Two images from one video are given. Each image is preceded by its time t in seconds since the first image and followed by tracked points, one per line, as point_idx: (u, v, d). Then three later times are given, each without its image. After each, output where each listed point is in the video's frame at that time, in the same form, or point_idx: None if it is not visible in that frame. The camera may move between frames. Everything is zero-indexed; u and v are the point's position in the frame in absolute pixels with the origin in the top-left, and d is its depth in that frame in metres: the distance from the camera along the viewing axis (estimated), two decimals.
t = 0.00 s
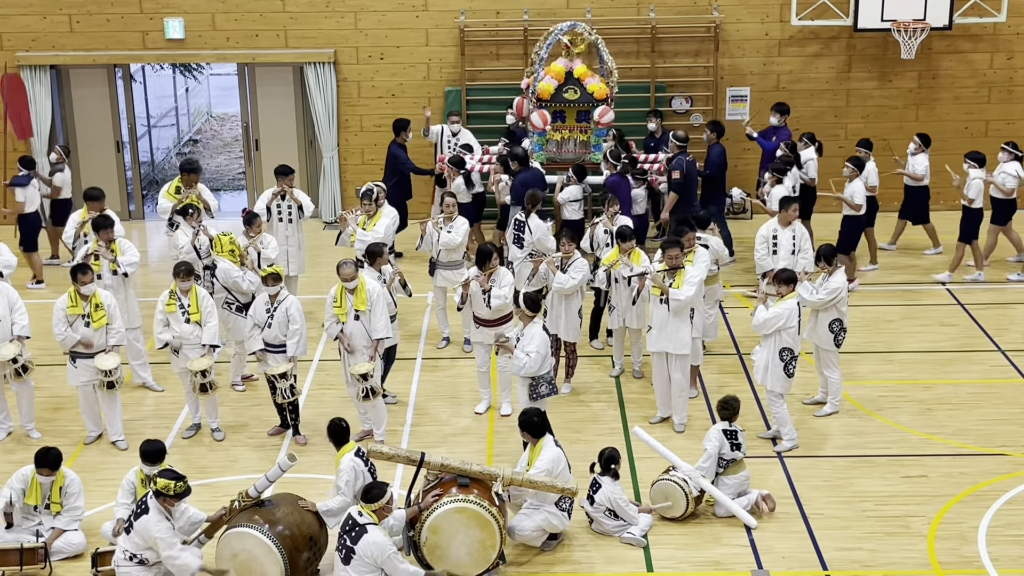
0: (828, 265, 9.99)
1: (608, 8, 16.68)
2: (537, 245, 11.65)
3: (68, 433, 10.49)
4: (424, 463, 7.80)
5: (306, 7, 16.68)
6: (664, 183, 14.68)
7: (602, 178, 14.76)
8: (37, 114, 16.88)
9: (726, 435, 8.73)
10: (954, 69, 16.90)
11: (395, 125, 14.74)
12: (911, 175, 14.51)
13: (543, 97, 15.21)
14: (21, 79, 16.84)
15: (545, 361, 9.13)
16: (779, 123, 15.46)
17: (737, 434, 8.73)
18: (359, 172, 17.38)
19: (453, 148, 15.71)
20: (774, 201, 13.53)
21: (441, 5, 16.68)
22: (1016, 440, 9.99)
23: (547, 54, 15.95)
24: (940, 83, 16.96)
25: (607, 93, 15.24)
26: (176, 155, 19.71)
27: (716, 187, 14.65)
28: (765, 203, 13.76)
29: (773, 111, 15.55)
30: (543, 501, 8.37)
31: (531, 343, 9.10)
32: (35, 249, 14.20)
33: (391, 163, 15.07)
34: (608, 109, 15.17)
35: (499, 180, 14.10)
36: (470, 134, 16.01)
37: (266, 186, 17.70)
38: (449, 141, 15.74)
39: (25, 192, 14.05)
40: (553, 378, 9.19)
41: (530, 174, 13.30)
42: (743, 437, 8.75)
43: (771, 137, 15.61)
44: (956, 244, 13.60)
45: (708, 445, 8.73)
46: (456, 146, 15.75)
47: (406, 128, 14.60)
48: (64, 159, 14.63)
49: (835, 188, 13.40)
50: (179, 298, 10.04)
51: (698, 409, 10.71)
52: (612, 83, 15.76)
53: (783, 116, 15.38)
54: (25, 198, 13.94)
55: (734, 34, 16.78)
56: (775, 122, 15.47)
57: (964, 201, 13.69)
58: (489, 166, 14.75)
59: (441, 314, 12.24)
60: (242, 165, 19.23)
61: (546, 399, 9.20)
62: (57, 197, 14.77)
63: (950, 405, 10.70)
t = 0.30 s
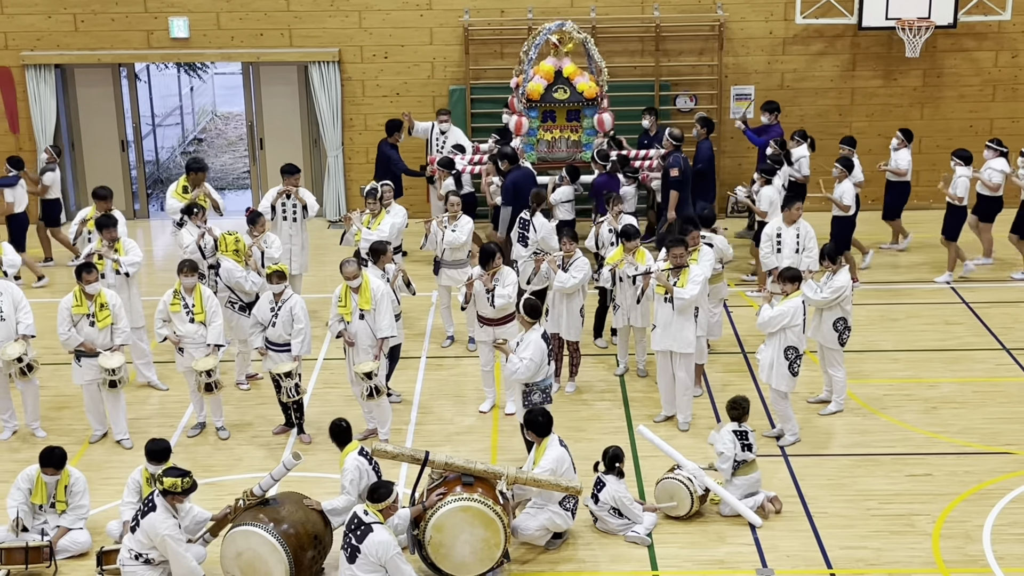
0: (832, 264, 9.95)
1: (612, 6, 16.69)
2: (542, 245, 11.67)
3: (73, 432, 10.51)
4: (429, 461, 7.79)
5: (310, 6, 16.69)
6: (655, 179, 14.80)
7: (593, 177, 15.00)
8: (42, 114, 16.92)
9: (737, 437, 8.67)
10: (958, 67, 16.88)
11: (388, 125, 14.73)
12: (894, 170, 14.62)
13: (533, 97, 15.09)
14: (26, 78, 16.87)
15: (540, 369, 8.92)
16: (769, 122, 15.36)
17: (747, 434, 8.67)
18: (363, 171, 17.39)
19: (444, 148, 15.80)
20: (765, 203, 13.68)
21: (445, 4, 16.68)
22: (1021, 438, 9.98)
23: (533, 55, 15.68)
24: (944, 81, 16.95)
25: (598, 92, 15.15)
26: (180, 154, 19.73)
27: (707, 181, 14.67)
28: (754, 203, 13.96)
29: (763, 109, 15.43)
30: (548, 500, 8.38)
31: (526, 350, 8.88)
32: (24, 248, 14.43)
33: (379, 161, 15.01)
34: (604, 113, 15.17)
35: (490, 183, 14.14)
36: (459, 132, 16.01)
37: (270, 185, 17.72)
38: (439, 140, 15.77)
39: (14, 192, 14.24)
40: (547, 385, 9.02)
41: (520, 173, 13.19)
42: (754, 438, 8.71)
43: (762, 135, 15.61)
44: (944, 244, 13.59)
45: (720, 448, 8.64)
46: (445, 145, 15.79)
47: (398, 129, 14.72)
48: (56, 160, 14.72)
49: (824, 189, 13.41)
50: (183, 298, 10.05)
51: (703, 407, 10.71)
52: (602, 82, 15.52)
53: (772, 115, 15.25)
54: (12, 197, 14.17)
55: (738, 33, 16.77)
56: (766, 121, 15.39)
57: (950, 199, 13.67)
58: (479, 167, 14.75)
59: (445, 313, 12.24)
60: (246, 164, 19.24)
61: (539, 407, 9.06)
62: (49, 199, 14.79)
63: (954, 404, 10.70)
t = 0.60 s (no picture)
0: (837, 263, 9.97)
1: (617, 6, 16.69)
2: (547, 244, 11.67)
3: (79, 432, 10.52)
4: (434, 461, 7.79)
5: (315, 6, 16.69)
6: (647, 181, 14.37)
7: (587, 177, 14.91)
8: (47, 113, 16.94)
9: (748, 445, 8.68)
10: (963, 66, 16.87)
11: (378, 125, 14.47)
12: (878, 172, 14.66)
13: (526, 96, 14.67)
14: (31, 78, 16.88)
15: (543, 374, 8.89)
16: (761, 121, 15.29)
17: (760, 441, 8.68)
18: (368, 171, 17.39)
19: (435, 150, 15.58)
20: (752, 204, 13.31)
21: (450, 3, 16.68)
22: None
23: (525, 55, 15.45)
24: (950, 80, 16.93)
25: (590, 92, 14.79)
26: (185, 154, 19.74)
27: (702, 180, 14.45)
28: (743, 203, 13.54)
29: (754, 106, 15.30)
30: (553, 500, 8.36)
31: (529, 356, 8.86)
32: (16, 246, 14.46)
33: (367, 160, 14.78)
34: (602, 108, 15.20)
35: (483, 181, 14.02)
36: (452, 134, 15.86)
37: (274, 185, 17.72)
38: (432, 142, 15.60)
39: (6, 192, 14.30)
40: (550, 390, 9.00)
41: (514, 174, 12.98)
42: (768, 444, 8.68)
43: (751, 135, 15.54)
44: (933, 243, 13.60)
45: (730, 456, 8.74)
46: (438, 146, 15.61)
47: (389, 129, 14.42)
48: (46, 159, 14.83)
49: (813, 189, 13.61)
50: (188, 298, 10.07)
51: (708, 407, 10.70)
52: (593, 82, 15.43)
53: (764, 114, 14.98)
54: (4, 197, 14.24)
55: (743, 32, 16.75)
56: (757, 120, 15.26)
57: (937, 199, 13.73)
58: (470, 167, 14.53)
59: (450, 313, 12.24)
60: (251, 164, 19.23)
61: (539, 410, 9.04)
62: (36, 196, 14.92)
63: (960, 404, 10.68)
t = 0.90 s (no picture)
0: (841, 263, 9.98)
1: (620, 6, 16.67)
2: (552, 243, 11.67)
3: (83, 432, 10.52)
4: (438, 461, 7.80)
5: (319, 6, 16.70)
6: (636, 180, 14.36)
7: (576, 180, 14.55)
8: (52, 114, 16.96)
9: (762, 452, 8.60)
10: (968, 66, 16.85)
11: (369, 127, 14.37)
12: (863, 172, 14.66)
13: (513, 98, 14.67)
14: (35, 78, 16.89)
15: (550, 374, 8.92)
16: (751, 118, 15.15)
17: (773, 448, 8.57)
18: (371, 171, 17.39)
19: (424, 153, 15.58)
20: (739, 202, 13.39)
21: (453, 4, 16.69)
22: None
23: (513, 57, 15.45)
24: (954, 80, 16.91)
25: (578, 93, 14.81)
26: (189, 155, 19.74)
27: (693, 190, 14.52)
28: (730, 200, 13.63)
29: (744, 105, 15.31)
30: (558, 500, 8.36)
31: (538, 355, 8.90)
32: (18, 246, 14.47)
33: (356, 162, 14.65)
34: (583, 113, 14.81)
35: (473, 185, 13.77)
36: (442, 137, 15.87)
37: (278, 185, 17.73)
38: (421, 145, 15.59)
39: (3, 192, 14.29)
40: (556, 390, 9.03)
41: (504, 174, 12.97)
42: (781, 451, 8.57)
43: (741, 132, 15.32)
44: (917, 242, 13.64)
45: (741, 461, 8.70)
46: (427, 149, 15.60)
47: (379, 131, 14.22)
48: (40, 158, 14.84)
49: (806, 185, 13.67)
50: (192, 297, 10.06)
51: (712, 407, 10.70)
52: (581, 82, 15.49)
53: (754, 112, 15.10)
54: None
55: (747, 32, 16.74)
56: (748, 118, 15.19)
57: (922, 198, 13.81)
58: (457, 169, 14.49)
59: (454, 313, 12.25)
60: (255, 164, 19.23)
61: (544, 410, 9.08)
62: (35, 196, 14.95)
63: (964, 404, 10.67)
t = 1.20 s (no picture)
0: (845, 264, 9.93)
1: (624, 6, 16.67)
2: (557, 244, 11.68)
3: (87, 433, 10.53)
4: (442, 462, 7.80)
5: (323, 6, 16.70)
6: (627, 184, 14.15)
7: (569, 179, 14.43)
8: (56, 115, 16.99)
9: (769, 454, 8.61)
10: (971, 66, 16.84)
11: (356, 126, 13.98)
12: (850, 172, 14.68)
13: (504, 98, 14.63)
14: (40, 79, 16.93)
15: (562, 370, 8.86)
16: (741, 122, 15.43)
17: (781, 451, 8.60)
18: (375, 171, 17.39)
19: (412, 154, 15.32)
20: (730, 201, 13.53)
21: (457, 4, 16.68)
22: None
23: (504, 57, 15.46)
24: (958, 80, 16.90)
25: (569, 94, 14.75)
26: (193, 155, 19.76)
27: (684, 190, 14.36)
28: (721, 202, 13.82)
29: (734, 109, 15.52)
30: (562, 500, 8.38)
31: (547, 350, 8.86)
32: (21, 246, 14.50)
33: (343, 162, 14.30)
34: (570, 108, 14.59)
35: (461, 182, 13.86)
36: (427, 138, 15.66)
37: (282, 185, 17.75)
38: (409, 146, 15.32)
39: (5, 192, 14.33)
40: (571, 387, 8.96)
41: (494, 174, 12.99)
42: (789, 455, 8.60)
43: (732, 135, 15.63)
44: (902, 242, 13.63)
45: (747, 463, 8.70)
46: (415, 150, 15.34)
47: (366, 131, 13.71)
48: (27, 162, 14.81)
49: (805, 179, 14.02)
50: (196, 298, 10.06)
51: (716, 408, 10.69)
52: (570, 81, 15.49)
53: (743, 115, 15.34)
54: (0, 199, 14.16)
55: (751, 32, 16.74)
56: (736, 121, 15.49)
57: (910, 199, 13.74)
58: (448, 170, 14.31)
59: (458, 313, 12.25)
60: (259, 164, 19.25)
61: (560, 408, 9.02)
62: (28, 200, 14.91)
63: (969, 404, 10.67)
